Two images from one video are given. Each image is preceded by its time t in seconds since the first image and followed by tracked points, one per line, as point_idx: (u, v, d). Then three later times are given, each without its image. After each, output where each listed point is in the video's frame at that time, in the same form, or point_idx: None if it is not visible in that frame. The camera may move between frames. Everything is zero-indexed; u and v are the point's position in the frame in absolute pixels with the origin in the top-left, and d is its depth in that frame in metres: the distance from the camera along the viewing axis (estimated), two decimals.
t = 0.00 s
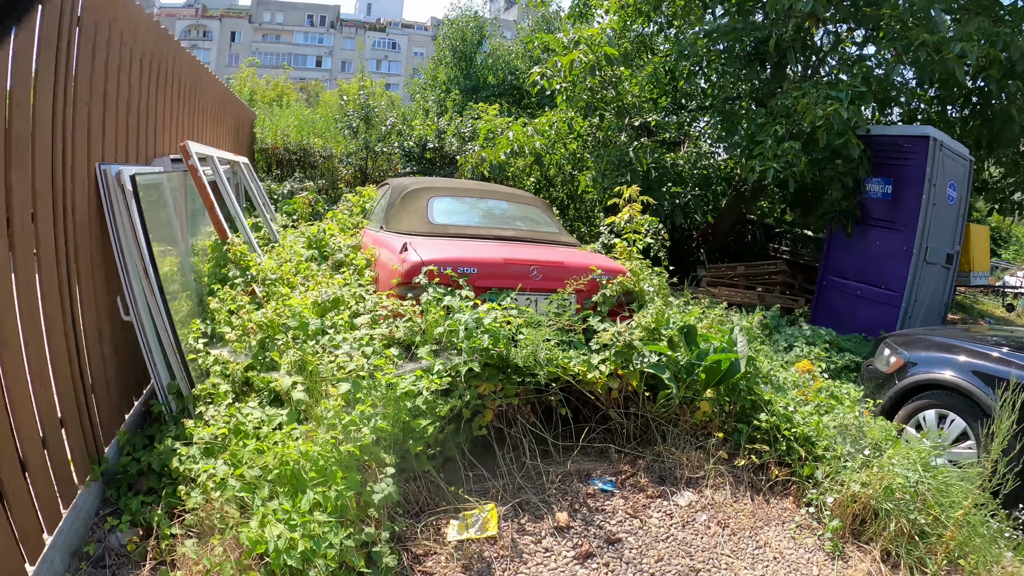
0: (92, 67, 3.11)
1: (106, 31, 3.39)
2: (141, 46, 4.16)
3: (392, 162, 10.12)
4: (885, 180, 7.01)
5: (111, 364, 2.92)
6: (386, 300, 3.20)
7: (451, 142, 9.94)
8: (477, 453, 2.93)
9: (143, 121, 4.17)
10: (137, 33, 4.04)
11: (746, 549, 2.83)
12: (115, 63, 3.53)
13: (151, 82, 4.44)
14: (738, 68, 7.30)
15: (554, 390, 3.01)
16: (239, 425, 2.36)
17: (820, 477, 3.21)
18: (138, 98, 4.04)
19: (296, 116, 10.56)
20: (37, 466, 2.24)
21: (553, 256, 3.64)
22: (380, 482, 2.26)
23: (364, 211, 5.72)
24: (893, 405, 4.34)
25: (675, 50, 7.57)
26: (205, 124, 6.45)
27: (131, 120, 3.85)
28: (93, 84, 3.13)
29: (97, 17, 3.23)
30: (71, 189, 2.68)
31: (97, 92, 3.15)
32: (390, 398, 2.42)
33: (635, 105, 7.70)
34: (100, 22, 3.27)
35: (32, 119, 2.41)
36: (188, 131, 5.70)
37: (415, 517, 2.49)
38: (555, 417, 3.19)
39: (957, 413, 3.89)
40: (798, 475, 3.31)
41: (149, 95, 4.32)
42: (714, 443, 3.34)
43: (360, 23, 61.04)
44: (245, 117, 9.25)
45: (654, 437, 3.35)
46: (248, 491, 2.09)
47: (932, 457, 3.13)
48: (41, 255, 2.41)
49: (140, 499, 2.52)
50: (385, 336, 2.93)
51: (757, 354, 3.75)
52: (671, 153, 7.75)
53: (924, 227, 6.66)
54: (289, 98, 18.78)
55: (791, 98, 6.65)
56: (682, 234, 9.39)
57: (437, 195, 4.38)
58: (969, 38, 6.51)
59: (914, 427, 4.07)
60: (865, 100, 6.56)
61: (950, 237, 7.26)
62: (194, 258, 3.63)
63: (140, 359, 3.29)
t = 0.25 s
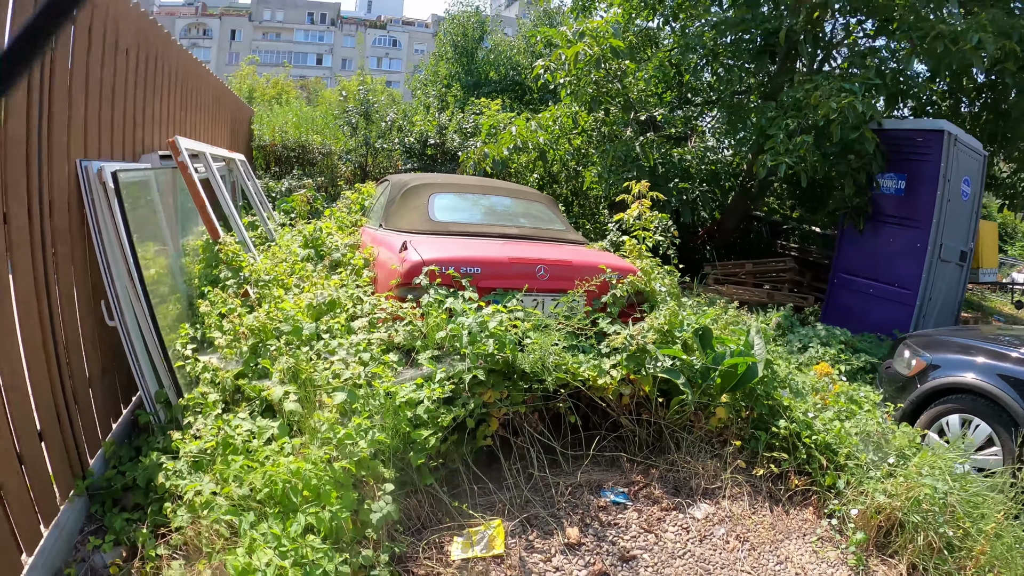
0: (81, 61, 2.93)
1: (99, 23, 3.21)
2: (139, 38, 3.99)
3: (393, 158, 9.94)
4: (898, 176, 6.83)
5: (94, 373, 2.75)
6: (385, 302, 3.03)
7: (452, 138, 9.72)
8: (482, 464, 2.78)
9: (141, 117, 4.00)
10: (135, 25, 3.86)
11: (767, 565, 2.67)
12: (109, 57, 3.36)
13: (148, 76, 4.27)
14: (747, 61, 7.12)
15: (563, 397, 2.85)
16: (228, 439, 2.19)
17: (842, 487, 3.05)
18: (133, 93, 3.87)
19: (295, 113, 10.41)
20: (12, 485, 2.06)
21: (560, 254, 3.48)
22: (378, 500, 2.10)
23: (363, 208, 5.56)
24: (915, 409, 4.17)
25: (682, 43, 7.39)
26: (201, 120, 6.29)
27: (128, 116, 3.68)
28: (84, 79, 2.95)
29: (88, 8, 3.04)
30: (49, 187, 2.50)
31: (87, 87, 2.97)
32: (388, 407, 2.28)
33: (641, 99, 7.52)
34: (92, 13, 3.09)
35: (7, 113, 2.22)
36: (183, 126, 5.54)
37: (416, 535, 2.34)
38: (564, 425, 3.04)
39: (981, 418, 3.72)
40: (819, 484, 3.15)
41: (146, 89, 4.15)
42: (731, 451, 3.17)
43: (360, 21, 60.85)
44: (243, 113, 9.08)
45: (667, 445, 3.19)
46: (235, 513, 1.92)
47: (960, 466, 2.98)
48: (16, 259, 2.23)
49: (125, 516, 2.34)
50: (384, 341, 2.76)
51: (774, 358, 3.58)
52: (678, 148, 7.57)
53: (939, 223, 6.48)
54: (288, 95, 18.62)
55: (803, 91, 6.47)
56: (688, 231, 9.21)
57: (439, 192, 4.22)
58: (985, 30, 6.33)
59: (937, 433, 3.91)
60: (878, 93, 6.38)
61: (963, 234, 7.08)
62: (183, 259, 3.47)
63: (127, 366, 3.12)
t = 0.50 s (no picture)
0: (72, 55, 2.81)
1: (91, 17, 3.09)
2: (134, 33, 3.88)
3: (396, 157, 9.84)
4: (909, 175, 6.72)
5: (87, 382, 2.64)
6: (390, 307, 2.92)
7: (456, 136, 9.65)
8: (492, 475, 2.69)
9: (137, 115, 3.89)
10: (130, 19, 3.74)
11: None
12: (102, 52, 3.24)
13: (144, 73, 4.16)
14: (755, 57, 6.99)
15: (575, 405, 2.75)
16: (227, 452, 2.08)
17: (862, 496, 2.94)
18: (129, 90, 3.76)
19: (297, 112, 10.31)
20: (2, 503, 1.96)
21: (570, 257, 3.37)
22: (385, 518, 2.00)
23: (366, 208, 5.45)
24: (933, 415, 4.07)
25: (690, 40, 7.28)
26: (200, 118, 6.18)
27: (123, 113, 3.56)
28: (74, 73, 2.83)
29: None
30: (38, 191, 2.39)
31: (77, 83, 2.86)
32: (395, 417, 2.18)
33: (647, 97, 7.40)
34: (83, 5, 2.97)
35: None
36: (182, 125, 5.43)
37: (424, 551, 2.24)
38: (576, 433, 2.95)
39: (999, 424, 3.64)
40: (837, 493, 3.04)
41: (141, 86, 4.04)
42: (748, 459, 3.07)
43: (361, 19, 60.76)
44: (243, 112, 8.98)
45: (681, 453, 3.08)
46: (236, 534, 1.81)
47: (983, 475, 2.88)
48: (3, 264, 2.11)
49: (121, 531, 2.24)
50: (388, 348, 2.66)
51: (789, 363, 3.47)
52: (685, 146, 7.45)
53: (951, 223, 6.38)
54: (289, 93, 18.54)
55: (813, 88, 6.35)
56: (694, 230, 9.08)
57: (444, 191, 4.11)
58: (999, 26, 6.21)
59: (955, 439, 3.81)
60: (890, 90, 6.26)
61: (975, 233, 6.97)
62: (180, 262, 3.37)
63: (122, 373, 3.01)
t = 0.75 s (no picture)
0: (67, 51, 2.66)
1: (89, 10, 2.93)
2: (133, 29, 3.72)
3: (402, 156, 9.69)
4: (926, 176, 6.57)
5: (86, 398, 2.49)
6: (407, 317, 2.78)
7: (463, 135, 9.45)
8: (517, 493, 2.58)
9: (137, 114, 3.73)
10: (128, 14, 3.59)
11: None
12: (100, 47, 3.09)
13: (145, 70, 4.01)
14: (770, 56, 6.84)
15: (602, 418, 2.64)
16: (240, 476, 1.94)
17: (896, 509, 2.81)
18: (129, 88, 3.61)
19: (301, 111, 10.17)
20: None
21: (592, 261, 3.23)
22: (409, 546, 1.87)
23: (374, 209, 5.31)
24: (961, 424, 3.94)
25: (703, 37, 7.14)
26: (202, 116, 6.03)
27: (122, 112, 3.41)
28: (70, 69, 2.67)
29: None
30: (29, 195, 2.23)
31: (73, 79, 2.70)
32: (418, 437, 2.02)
33: (660, 95, 7.22)
34: None
35: None
36: (184, 123, 5.28)
37: None
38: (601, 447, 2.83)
39: None
40: (871, 507, 2.91)
41: (142, 84, 3.89)
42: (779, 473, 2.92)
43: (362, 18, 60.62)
44: (246, 110, 8.83)
45: (709, 466, 2.95)
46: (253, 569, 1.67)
47: None
48: None
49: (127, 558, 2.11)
50: (407, 360, 2.52)
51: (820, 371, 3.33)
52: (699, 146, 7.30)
53: (969, 225, 6.23)
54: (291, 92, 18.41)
55: (832, 88, 6.20)
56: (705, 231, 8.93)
57: (458, 193, 3.97)
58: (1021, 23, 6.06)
59: (984, 449, 3.67)
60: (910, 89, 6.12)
61: (992, 235, 6.82)
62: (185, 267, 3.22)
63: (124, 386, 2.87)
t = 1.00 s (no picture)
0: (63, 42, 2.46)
1: None
2: (134, 20, 3.52)
3: (411, 156, 9.52)
4: (949, 179, 6.36)
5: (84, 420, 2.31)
6: (434, 331, 2.61)
7: (473, 134, 9.25)
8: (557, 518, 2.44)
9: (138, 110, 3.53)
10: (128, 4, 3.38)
11: None
12: (98, 40, 2.89)
13: (147, 65, 3.81)
14: (791, 54, 6.65)
15: (642, 436, 2.51)
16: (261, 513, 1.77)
17: (943, 528, 2.64)
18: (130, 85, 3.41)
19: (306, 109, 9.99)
20: None
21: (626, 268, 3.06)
22: None
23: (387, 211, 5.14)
24: (999, 437, 3.76)
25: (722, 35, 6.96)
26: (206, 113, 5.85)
27: (122, 109, 3.21)
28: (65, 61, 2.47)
29: None
30: (21, 202, 2.04)
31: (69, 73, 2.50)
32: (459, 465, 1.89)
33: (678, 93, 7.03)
34: None
35: None
36: (189, 121, 5.10)
37: None
38: (640, 467, 2.69)
39: None
40: (919, 526, 2.72)
41: (144, 79, 3.69)
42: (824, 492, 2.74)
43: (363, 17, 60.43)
44: (251, 108, 8.64)
45: (750, 484, 2.78)
46: None
47: None
48: None
49: None
50: (437, 378, 2.36)
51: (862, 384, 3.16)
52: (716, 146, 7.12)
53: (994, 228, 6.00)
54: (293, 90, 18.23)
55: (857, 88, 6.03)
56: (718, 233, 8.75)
57: (478, 196, 3.79)
58: None
59: None
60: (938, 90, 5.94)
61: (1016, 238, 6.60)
62: (192, 274, 3.05)
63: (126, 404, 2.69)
